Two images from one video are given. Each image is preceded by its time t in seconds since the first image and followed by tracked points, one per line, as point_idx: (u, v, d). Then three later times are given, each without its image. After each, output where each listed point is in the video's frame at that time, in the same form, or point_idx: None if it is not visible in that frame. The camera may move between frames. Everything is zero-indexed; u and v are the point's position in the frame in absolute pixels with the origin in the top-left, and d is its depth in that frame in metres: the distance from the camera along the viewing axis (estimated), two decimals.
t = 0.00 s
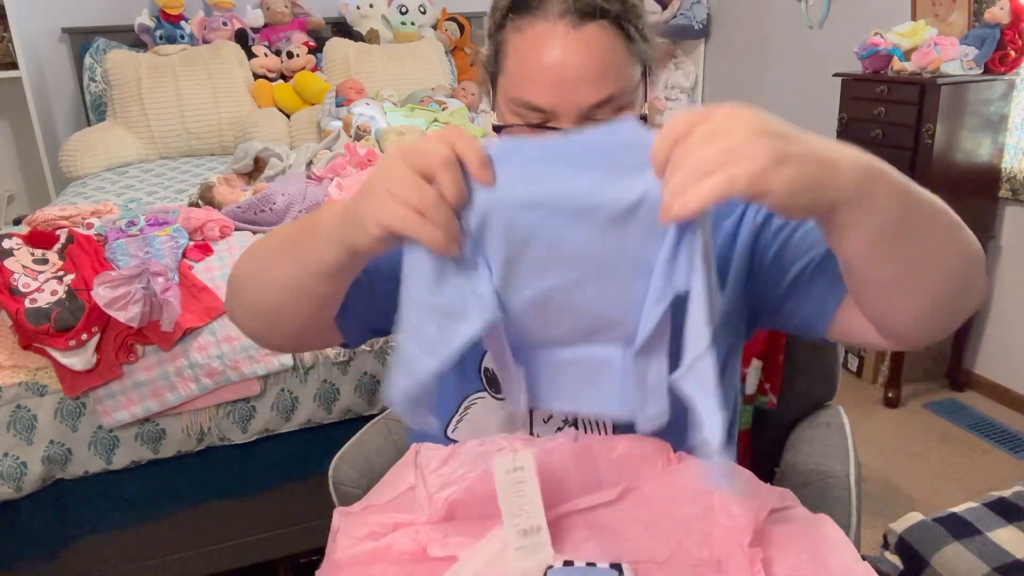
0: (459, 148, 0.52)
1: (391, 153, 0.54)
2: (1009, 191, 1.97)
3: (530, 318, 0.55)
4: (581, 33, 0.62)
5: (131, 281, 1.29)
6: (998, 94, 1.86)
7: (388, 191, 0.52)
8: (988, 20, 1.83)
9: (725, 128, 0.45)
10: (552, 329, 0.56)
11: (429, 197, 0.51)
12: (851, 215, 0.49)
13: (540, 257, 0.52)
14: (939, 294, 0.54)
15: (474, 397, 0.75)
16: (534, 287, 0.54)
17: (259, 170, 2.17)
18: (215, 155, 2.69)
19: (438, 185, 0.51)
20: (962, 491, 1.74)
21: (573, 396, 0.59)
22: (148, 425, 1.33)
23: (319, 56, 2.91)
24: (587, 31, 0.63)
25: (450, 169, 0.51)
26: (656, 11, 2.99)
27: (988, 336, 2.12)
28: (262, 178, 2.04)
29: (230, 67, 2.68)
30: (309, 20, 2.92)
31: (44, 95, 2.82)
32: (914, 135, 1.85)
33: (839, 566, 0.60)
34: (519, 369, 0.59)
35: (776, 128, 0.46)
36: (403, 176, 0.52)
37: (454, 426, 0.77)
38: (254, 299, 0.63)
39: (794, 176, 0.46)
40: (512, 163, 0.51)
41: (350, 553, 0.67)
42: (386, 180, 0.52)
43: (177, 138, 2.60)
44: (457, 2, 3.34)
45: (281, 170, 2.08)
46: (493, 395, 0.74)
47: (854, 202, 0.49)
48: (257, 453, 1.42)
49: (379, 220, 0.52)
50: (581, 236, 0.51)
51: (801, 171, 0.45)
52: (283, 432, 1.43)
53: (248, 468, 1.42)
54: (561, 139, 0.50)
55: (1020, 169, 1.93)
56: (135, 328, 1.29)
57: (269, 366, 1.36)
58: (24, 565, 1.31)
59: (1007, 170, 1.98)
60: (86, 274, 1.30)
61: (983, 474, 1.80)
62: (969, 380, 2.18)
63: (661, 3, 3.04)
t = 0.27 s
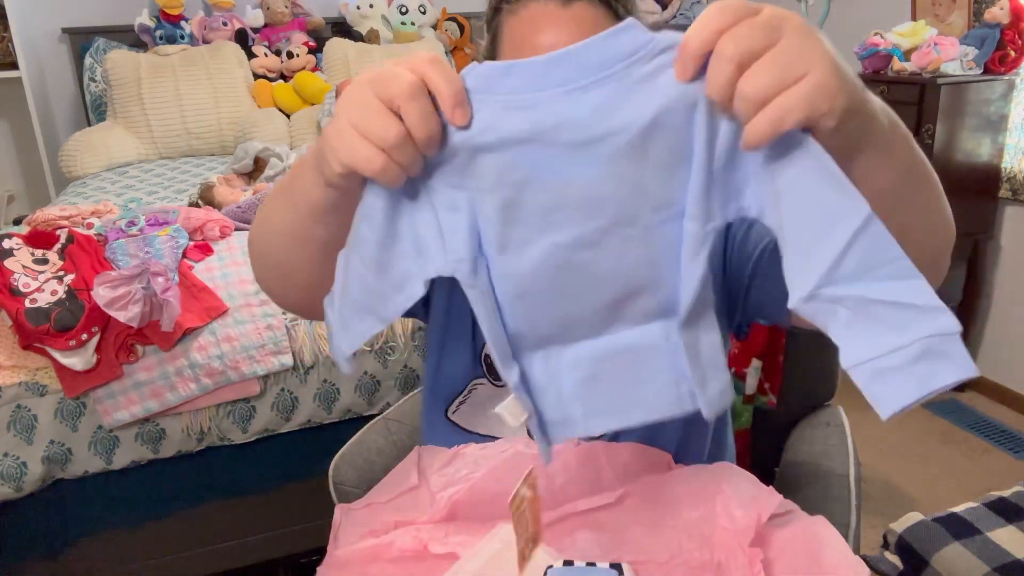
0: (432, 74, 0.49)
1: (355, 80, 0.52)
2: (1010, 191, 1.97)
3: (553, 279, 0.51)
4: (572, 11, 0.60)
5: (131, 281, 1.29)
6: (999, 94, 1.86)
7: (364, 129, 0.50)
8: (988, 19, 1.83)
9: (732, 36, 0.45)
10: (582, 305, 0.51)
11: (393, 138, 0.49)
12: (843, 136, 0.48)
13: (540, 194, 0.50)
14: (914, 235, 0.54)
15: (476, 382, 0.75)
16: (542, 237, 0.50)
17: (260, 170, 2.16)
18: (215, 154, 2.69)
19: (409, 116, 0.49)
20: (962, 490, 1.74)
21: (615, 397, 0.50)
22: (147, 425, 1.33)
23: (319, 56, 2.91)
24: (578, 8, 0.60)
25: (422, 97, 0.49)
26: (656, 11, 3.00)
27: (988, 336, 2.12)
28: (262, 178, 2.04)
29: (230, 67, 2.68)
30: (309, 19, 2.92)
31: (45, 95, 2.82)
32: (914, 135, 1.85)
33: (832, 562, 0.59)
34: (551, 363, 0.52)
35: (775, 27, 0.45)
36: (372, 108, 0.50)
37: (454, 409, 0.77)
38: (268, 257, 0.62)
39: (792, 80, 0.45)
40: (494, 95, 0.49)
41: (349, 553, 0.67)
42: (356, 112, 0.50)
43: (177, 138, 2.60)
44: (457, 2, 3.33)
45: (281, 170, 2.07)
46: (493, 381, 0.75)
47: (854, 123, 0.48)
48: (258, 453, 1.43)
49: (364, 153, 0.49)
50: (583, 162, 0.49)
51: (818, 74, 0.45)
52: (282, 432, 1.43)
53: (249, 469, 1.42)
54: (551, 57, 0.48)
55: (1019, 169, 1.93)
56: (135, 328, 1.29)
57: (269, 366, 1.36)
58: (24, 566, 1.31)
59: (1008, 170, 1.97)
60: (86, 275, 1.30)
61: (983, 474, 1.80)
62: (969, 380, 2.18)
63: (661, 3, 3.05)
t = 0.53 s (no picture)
0: (429, 27, 0.43)
1: (353, 30, 0.45)
2: (1009, 191, 1.97)
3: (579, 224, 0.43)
4: None
5: (131, 281, 1.29)
6: (998, 94, 1.86)
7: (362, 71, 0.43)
8: (988, 20, 1.83)
9: None
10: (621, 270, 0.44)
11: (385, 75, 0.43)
12: (855, 95, 0.43)
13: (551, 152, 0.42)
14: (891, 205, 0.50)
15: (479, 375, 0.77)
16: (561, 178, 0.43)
17: (260, 170, 2.15)
18: (215, 154, 2.69)
19: (409, 70, 0.42)
20: (962, 490, 1.75)
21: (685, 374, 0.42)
22: (147, 425, 1.33)
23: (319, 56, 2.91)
24: None
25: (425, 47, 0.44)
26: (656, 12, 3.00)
27: (988, 336, 2.12)
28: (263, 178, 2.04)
29: (230, 67, 2.68)
30: (309, 20, 2.92)
31: (45, 95, 2.82)
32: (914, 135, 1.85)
33: (834, 564, 0.59)
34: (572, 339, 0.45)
35: None
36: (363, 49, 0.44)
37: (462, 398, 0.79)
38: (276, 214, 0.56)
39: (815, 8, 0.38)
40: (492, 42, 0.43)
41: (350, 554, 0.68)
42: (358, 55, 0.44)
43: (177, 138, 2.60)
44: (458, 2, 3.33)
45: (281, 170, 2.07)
46: (495, 372, 0.77)
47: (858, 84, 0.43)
48: (258, 454, 1.42)
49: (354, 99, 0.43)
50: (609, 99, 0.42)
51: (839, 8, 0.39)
52: (282, 432, 1.43)
53: (249, 469, 1.42)
54: None
55: (1019, 169, 1.93)
56: (135, 328, 1.29)
57: (269, 366, 1.36)
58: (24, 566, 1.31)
59: (1008, 170, 1.98)
60: (86, 275, 1.30)
61: (983, 474, 1.80)
62: (969, 380, 2.18)
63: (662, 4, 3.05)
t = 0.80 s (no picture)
0: (409, 145, 0.47)
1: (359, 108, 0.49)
2: (1009, 191, 1.97)
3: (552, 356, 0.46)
4: None
5: (131, 281, 1.29)
6: (999, 94, 1.86)
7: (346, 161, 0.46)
8: (988, 19, 1.83)
9: (776, 56, 0.42)
10: (599, 408, 0.46)
11: (372, 171, 0.46)
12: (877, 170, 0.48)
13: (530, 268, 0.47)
14: (920, 221, 0.53)
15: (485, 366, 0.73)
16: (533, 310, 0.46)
17: (259, 170, 2.16)
18: (215, 155, 2.68)
19: (390, 176, 0.46)
20: (962, 490, 1.74)
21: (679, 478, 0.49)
22: (148, 425, 1.33)
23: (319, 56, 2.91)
24: None
25: (417, 150, 0.47)
26: (656, 11, 3.00)
27: (988, 335, 2.12)
28: (263, 178, 2.04)
29: (229, 67, 2.68)
30: (309, 20, 2.92)
31: (45, 95, 2.82)
32: (914, 135, 1.85)
33: (829, 561, 0.62)
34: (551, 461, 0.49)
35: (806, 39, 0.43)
36: (364, 137, 0.46)
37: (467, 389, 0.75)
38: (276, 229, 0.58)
39: (854, 83, 0.42)
40: (481, 173, 0.48)
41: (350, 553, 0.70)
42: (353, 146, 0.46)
43: (177, 138, 2.60)
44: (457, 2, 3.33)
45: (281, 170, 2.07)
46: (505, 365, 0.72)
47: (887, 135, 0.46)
48: (257, 454, 1.42)
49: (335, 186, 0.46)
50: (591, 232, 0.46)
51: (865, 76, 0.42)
52: (282, 432, 1.43)
53: (249, 469, 1.42)
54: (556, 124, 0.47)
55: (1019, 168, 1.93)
56: (135, 328, 1.29)
57: (269, 366, 1.36)
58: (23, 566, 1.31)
59: (1007, 170, 1.98)
60: (86, 275, 1.30)
61: (983, 474, 1.80)
62: (969, 380, 2.18)
63: (661, 3, 3.06)
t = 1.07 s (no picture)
0: (378, 121, 0.55)
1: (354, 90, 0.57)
2: (1010, 191, 1.97)
3: (527, 336, 0.56)
4: None
5: (131, 281, 1.29)
6: (999, 94, 1.86)
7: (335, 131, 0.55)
8: (988, 19, 1.83)
9: (755, 76, 0.51)
10: (573, 373, 0.57)
11: (355, 133, 0.54)
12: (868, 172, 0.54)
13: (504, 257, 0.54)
14: (917, 216, 0.60)
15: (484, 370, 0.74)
16: (512, 308, 0.55)
17: (260, 170, 2.15)
18: (215, 154, 2.68)
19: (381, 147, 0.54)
20: (962, 490, 1.74)
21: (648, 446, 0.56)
22: (148, 425, 1.33)
23: (319, 56, 2.91)
24: None
25: (398, 117, 0.55)
26: (656, 11, 3.00)
27: (988, 335, 2.12)
28: (263, 178, 2.04)
29: (229, 67, 2.68)
30: (309, 20, 2.92)
31: (45, 95, 2.82)
32: (914, 135, 1.85)
33: (829, 563, 0.62)
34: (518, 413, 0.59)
35: (785, 62, 0.52)
36: (348, 105, 0.55)
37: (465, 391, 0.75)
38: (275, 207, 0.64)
39: (830, 101, 0.50)
40: (463, 149, 0.54)
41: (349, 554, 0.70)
42: (338, 115, 0.55)
43: (177, 138, 2.60)
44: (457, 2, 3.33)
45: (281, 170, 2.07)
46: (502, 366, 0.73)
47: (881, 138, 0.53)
48: (257, 454, 1.42)
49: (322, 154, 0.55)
50: (574, 233, 0.53)
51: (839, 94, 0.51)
52: (282, 432, 1.42)
53: (249, 469, 1.42)
54: (542, 120, 0.53)
55: (1019, 168, 1.92)
56: (135, 327, 1.29)
57: (269, 366, 1.36)
58: (24, 565, 1.31)
59: (1008, 170, 1.97)
60: (86, 274, 1.30)
61: (983, 474, 1.80)
62: (969, 380, 2.18)
63: (661, 3, 3.05)
